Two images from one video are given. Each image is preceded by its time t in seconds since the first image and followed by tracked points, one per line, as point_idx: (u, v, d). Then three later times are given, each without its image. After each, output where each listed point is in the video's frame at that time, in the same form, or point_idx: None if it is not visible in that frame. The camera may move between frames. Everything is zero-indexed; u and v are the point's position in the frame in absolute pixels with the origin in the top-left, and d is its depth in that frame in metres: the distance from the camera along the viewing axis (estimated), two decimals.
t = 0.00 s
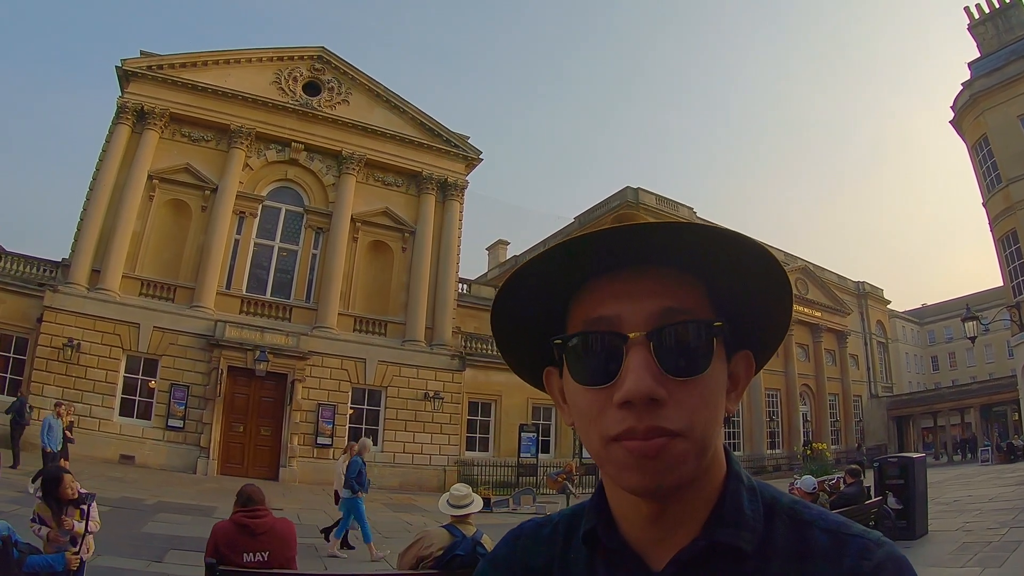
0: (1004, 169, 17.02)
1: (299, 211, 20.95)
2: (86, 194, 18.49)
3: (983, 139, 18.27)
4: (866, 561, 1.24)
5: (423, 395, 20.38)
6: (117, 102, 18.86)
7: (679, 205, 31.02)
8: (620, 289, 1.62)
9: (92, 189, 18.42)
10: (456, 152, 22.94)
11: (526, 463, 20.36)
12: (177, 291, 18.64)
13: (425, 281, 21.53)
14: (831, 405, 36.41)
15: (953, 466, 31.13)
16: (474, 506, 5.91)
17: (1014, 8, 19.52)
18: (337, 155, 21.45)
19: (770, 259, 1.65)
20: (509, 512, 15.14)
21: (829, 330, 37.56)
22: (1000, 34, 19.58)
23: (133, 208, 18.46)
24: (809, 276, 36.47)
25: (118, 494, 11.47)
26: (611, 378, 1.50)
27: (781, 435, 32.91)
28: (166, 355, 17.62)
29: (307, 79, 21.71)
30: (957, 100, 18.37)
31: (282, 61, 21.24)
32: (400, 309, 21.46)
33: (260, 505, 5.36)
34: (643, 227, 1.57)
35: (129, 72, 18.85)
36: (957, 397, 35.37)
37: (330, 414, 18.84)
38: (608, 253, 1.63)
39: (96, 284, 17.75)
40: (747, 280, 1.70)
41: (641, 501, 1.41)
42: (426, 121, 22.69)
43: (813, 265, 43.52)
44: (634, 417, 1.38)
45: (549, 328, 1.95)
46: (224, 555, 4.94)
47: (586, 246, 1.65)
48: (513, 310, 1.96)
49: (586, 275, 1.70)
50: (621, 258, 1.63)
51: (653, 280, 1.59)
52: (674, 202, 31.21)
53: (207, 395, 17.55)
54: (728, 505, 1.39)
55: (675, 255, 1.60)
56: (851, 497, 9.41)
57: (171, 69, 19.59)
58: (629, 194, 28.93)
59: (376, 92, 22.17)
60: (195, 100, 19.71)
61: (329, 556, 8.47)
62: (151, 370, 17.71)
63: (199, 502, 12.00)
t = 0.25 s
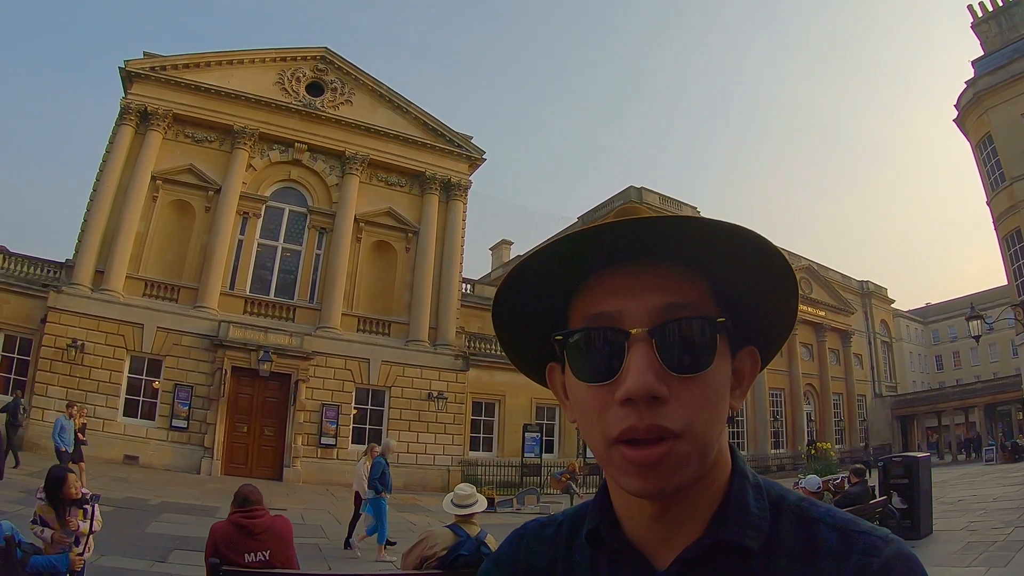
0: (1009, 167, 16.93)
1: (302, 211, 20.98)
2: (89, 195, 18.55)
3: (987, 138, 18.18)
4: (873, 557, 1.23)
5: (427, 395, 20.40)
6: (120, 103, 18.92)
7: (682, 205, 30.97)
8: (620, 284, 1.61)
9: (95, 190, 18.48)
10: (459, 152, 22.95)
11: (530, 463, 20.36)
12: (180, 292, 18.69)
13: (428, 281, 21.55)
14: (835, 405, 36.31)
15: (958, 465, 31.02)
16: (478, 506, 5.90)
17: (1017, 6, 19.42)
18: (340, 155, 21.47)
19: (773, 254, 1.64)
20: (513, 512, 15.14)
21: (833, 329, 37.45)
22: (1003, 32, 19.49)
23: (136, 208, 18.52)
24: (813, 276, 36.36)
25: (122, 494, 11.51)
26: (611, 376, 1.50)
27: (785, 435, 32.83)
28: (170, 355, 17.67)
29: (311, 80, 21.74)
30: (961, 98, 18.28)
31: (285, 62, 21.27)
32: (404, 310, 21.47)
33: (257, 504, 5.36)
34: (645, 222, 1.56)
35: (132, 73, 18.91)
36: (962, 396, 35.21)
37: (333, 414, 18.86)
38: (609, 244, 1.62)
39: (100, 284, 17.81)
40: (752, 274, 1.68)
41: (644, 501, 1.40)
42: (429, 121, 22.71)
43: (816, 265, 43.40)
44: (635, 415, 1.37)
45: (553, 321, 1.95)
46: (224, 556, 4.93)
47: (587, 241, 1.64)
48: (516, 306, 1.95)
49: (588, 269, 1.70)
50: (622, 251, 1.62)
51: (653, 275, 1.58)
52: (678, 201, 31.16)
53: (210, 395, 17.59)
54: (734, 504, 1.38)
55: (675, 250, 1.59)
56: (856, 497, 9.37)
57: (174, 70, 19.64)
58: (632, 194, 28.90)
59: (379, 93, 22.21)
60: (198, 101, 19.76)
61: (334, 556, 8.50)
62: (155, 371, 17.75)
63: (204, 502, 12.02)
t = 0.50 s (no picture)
0: (1013, 166, 16.83)
1: (305, 211, 21.01)
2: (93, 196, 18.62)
3: (991, 136, 18.09)
4: (883, 555, 1.21)
5: (431, 395, 20.40)
6: (123, 104, 18.99)
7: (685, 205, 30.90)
8: (624, 277, 1.61)
9: (99, 191, 18.55)
10: (462, 152, 22.96)
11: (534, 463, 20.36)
12: (184, 292, 18.73)
13: (432, 281, 21.56)
14: (839, 405, 36.20)
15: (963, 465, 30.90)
16: (482, 506, 5.90)
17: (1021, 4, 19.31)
18: (344, 156, 21.50)
19: (778, 248, 1.63)
20: (517, 512, 15.15)
21: (837, 329, 37.34)
22: (1006, 30, 19.39)
23: (140, 209, 18.58)
24: (817, 275, 36.25)
25: (126, 494, 11.55)
26: (614, 370, 1.49)
27: (788, 434, 32.76)
28: (173, 355, 17.72)
29: (314, 80, 21.77)
30: (964, 97, 18.17)
31: (288, 62, 21.32)
32: (407, 310, 21.49)
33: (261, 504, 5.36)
34: (648, 215, 1.56)
35: (135, 74, 18.96)
36: (967, 396, 35.06)
37: (337, 414, 18.88)
38: (613, 238, 1.62)
39: (104, 285, 17.87)
40: (758, 268, 1.67)
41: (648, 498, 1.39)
42: (432, 121, 22.72)
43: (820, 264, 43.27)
44: (638, 410, 1.36)
45: (556, 315, 1.94)
46: (227, 556, 4.94)
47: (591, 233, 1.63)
48: (519, 300, 1.95)
49: (591, 263, 1.69)
50: (626, 244, 1.61)
51: (657, 268, 1.57)
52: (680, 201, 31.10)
53: (214, 396, 17.64)
54: (740, 501, 1.37)
55: (679, 242, 1.58)
56: (861, 496, 9.33)
57: (177, 71, 19.69)
58: (636, 194, 28.84)
59: (382, 93, 22.24)
60: (201, 101, 19.81)
61: (338, 556, 8.53)
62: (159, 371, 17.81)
63: (208, 503, 12.06)
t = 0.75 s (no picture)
0: (1016, 165, 16.75)
1: (308, 212, 21.04)
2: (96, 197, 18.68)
3: (994, 135, 18.01)
4: (889, 556, 1.21)
5: (434, 395, 20.42)
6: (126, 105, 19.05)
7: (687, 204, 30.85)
8: (630, 277, 1.60)
9: (102, 192, 18.61)
10: (465, 152, 22.97)
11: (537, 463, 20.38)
12: (187, 293, 18.78)
13: (435, 281, 21.58)
14: (842, 405, 36.11)
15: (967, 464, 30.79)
16: (486, 506, 5.88)
17: None
18: (346, 156, 21.53)
19: (785, 248, 1.62)
20: (520, 512, 15.15)
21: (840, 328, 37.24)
22: (1010, 29, 19.29)
23: (143, 209, 18.64)
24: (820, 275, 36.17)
25: (129, 495, 11.57)
26: (620, 370, 1.49)
27: (792, 434, 32.69)
28: (176, 356, 17.76)
29: (316, 81, 21.81)
30: (967, 95, 18.09)
31: (291, 63, 21.37)
32: (410, 310, 21.50)
33: (270, 506, 5.37)
34: (655, 215, 1.55)
35: (138, 75, 19.02)
36: (970, 395, 34.94)
37: (340, 414, 18.91)
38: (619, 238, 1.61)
39: (107, 285, 17.92)
40: (764, 270, 1.66)
41: (654, 499, 1.38)
42: (435, 121, 22.73)
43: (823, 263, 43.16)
44: (645, 410, 1.35)
45: (561, 315, 1.94)
46: (234, 558, 4.95)
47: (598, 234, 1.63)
48: (524, 300, 1.94)
49: (596, 263, 1.69)
50: (632, 244, 1.61)
51: (663, 268, 1.57)
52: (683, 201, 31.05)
53: (217, 396, 17.68)
54: (746, 501, 1.36)
55: (685, 243, 1.58)
56: (865, 496, 9.29)
57: (179, 72, 19.74)
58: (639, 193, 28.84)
59: (385, 93, 22.26)
60: (204, 102, 19.87)
61: (342, 556, 8.54)
62: (162, 372, 17.85)
63: (212, 503, 12.08)
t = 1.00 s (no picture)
0: (1020, 164, 16.68)
1: (311, 212, 21.07)
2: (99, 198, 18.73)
3: (997, 134, 17.96)
4: (890, 555, 1.20)
5: (436, 395, 20.42)
6: (129, 106, 19.10)
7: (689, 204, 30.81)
8: (647, 276, 1.59)
9: (105, 193, 18.66)
10: (468, 152, 22.97)
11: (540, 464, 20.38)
12: (190, 294, 18.81)
13: (437, 281, 21.58)
14: (845, 405, 36.03)
15: (970, 464, 30.72)
16: (489, 506, 5.88)
17: None
18: (349, 157, 21.55)
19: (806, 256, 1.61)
20: (522, 513, 15.14)
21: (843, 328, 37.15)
22: (1012, 28, 19.22)
23: (146, 210, 18.69)
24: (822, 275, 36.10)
25: (131, 495, 11.59)
26: (632, 368, 1.48)
27: (794, 434, 32.63)
28: (179, 357, 17.79)
29: (319, 81, 21.84)
30: (970, 94, 18.01)
31: (293, 64, 21.40)
32: (413, 310, 21.51)
33: (275, 507, 5.36)
34: (678, 216, 1.54)
35: (140, 76, 19.07)
36: (974, 395, 34.84)
37: (343, 415, 18.92)
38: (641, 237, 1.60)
39: (110, 286, 17.97)
40: (782, 276, 1.65)
41: (660, 499, 1.38)
42: (438, 121, 22.73)
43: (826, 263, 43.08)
44: (657, 410, 1.35)
45: (575, 312, 1.93)
46: (238, 558, 4.95)
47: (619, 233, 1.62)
48: (538, 295, 1.93)
49: (612, 262, 1.68)
50: (652, 243, 1.60)
51: (679, 269, 1.56)
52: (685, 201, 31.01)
53: (220, 397, 17.71)
54: (751, 502, 1.36)
55: (705, 244, 1.57)
56: (867, 496, 9.26)
57: (182, 73, 19.79)
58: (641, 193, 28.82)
59: (387, 94, 22.28)
60: (207, 103, 19.91)
61: (344, 556, 8.56)
62: (165, 373, 17.89)
63: (215, 504, 12.10)
